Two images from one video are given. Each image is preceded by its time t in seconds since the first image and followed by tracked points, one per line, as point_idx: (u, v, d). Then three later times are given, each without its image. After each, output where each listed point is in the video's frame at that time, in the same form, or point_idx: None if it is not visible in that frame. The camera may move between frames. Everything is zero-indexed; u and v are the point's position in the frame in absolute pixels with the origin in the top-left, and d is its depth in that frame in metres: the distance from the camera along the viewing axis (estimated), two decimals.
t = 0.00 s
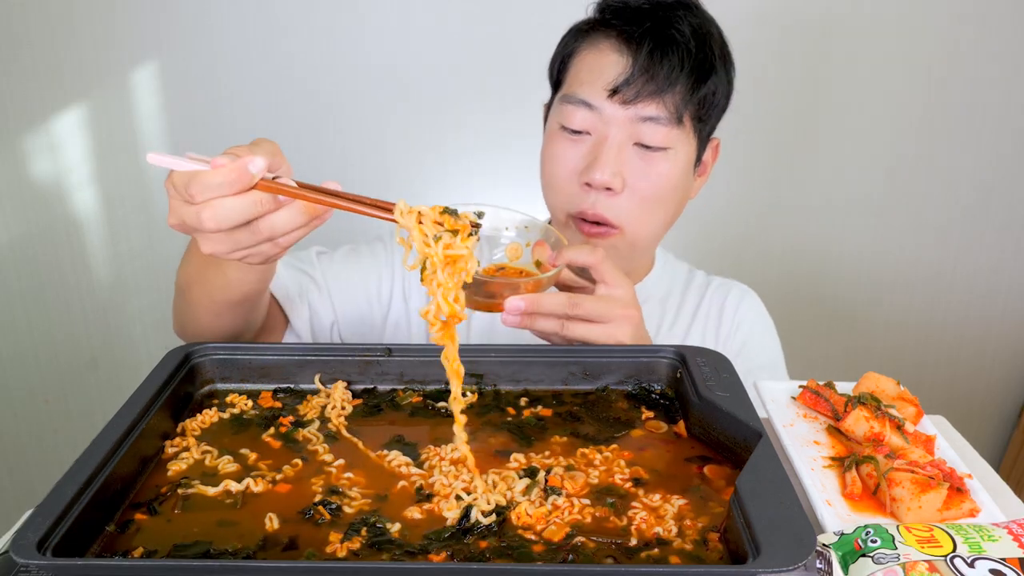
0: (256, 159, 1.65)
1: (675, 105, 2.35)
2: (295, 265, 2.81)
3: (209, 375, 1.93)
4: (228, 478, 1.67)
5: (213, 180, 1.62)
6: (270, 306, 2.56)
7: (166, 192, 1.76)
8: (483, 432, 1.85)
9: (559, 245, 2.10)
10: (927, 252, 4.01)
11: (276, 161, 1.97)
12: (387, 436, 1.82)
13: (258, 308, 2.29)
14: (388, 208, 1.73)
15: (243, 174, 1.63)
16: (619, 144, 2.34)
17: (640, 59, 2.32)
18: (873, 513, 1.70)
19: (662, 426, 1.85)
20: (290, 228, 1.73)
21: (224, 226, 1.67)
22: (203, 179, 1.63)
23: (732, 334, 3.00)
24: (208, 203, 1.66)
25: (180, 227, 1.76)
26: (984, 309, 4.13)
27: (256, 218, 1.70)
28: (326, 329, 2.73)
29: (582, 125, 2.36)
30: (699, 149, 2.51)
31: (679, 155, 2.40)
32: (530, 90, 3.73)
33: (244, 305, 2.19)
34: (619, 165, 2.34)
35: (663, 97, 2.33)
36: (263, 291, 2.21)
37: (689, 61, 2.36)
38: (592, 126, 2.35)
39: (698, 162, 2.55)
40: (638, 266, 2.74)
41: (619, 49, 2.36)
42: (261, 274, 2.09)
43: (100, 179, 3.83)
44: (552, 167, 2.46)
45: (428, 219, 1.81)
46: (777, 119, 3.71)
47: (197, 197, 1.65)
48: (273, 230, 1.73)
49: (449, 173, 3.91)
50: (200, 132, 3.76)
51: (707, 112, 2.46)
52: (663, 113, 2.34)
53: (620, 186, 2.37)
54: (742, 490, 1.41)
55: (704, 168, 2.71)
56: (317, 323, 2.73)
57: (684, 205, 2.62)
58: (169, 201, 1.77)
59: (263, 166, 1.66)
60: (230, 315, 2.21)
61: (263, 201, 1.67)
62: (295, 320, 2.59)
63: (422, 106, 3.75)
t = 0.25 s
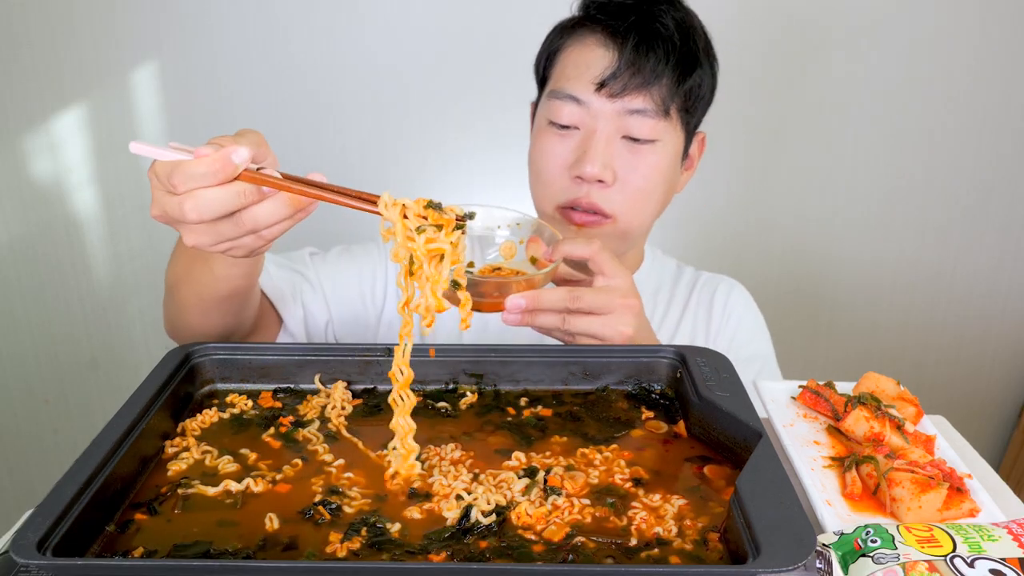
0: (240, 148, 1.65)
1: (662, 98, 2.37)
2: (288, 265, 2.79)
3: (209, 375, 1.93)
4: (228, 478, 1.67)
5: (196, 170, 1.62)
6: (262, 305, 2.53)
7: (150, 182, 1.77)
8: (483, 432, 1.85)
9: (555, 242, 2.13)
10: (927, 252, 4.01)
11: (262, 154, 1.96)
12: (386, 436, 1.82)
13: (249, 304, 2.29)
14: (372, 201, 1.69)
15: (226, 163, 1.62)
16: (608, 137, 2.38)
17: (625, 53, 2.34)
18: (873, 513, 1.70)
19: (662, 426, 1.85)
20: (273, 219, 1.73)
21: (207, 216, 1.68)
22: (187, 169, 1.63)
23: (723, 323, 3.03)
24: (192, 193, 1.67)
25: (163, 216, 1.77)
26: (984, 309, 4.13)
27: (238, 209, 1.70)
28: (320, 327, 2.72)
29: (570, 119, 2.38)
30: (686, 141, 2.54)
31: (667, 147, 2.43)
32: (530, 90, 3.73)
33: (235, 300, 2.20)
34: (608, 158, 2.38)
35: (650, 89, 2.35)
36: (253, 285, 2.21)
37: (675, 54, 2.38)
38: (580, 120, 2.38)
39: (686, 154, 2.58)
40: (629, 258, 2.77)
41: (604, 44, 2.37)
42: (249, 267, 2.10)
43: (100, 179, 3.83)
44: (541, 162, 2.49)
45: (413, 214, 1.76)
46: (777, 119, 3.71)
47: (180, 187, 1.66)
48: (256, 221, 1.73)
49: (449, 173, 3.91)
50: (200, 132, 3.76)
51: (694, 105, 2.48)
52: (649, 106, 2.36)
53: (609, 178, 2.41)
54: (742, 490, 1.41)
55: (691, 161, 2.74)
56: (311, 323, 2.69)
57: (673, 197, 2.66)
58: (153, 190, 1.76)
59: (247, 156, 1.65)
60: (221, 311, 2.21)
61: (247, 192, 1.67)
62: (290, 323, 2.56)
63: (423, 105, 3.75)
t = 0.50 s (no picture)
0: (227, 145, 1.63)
1: (652, 94, 2.38)
2: (281, 267, 2.78)
3: (209, 375, 1.93)
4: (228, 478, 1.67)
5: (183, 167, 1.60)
6: (257, 306, 2.51)
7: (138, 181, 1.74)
8: (483, 432, 1.85)
9: (564, 233, 2.09)
10: (927, 252, 4.01)
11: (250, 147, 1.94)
12: (387, 435, 1.82)
13: (243, 302, 2.27)
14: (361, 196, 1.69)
15: (213, 160, 1.60)
16: (599, 133, 2.37)
17: (615, 49, 2.35)
18: (873, 513, 1.70)
19: (663, 426, 1.85)
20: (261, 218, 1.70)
21: (196, 214, 1.64)
22: (173, 166, 1.60)
23: (716, 319, 3.02)
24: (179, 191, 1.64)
25: (151, 215, 1.74)
26: (984, 309, 4.13)
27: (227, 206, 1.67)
28: (318, 329, 2.72)
29: (561, 117, 2.38)
30: (676, 138, 2.55)
31: (658, 143, 2.43)
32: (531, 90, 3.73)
33: (228, 299, 2.18)
34: (600, 155, 2.37)
35: (640, 85, 2.36)
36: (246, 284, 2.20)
37: (663, 50, 2.39)
38: (571, 117, 2.37)
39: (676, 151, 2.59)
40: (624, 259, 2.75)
41: (594, 41, 2.38)
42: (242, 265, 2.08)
43: (100, 179, 3.83)
44: (532, 161, 2.48)
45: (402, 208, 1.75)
46: (778, 119, 3.71)
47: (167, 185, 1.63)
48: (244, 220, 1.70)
49: (450, 174, 3.91)
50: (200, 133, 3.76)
51: (683, 101, 2.49)
52: (640, 102, 2.37)
53: (601, 176, 2.39)
54: (743, 490, 1.40)
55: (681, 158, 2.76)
56: (308, 325, 2.69)
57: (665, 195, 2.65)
58: (141, 189, 1.73)
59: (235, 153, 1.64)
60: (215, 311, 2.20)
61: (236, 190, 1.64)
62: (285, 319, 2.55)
63: (423, 106, 3.75)
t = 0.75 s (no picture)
0: (225, 105, 1.62)
1: (646, 92, 2.38)
2: (279, 260, 2.80)
3: (210, 375, 1.93)
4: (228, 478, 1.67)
5: (181, 123, 1.57)
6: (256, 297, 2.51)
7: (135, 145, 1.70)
8: (483, 431, 1.85)
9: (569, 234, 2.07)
10: (927, 252, 4.02)
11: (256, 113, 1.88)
12: (387, 435, 1.82)
13: (241, 281, 2.23)
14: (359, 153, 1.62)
15: (211, 116, 1.59)
16: (594, 131, 2.37)
17: (608, 47, 2.35)
18: (873, 513, 1.70)
19: (662, 426, 1.85)
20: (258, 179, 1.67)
21: (193, 173, 1.60)
22: (171, 124, 1.57)
23: (714, 317, 3.02)
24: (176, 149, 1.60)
25: (147, 179, 1.69)
26: (984, 308, 4.13)
27: (224, 167, 1.64)
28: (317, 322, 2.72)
29: (556, 115, 2.38)
30: (672, 135, 2.55)
31: (654, 141, 2.43)
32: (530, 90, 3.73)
33: (224, 281, 2.14)
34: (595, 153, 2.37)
35: (634, 83, 2.36)
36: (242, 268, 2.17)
37: (658, 48, 2.39)
38: (566, 116, 2.38)
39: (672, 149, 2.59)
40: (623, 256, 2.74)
41: (588, 40, 2.38)
42: (240, 243, 2.05)
43: (100, 179, 3.83)
44: (528, 160, 2.48)
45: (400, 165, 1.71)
46: (777, 119, 3.71)
47: (164, 143, 1.59)
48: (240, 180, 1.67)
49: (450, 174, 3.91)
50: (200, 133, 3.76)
51: (678, 99, 2.48)
52: (635, 100, 2.37)
53: (597, 174, 2.39)
54: (743, 490, 1.40)
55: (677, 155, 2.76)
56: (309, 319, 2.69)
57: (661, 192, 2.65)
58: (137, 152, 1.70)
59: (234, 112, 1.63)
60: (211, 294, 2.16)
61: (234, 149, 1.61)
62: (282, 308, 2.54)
63: (424, 106, 3.75)
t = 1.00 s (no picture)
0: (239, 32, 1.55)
1: (646, 94, 2.38)
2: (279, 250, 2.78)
3: (210, 375, 1.93)
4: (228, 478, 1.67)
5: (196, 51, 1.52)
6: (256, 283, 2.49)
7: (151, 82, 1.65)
8: (483, 431, 1.85)
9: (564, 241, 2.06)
10: (927, 252, 4.02)
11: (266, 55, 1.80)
12: (386, 436, 1.82)
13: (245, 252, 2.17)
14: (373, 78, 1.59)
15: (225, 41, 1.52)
16: (594, 133, 2.37)
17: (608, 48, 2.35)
18: (873, 513, 1.70)
19: (662, 426, 1.85)
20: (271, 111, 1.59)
21: (205, 98, 1.53)
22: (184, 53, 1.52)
23: (715, 318, 3.02)
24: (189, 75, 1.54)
25: (159, 113, 1.62)
26: (984, 309, 4.13)
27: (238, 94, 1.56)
28: (318, 313, 2.68)
29: (555, 116, 2.38)
30: (671, 137, 2.55)
31: (653, 142, 2.43)
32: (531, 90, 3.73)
33: (229, 248, 2.08)
34: (594, 154, 2.37)
35: (633, 85, 2.36)
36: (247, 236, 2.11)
37: (658, 50, 2.39)
38: (565, 117, 2.38)
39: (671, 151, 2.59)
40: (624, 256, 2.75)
41: (588, 41, 2.38)
42: (247, 200, 2.01)
43: (100, 178, 3.83)
44: (528, 161, 2.48)
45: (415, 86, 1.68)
46: (777, 119, 3.71)
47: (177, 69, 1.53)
48: (252, 112, 1.58)
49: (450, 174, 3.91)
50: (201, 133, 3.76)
51: (678, 100, 2.48)
52: (635, 101, 2.37)
53: (596, 175, 2.39)
54: (743, 490, 1.40)
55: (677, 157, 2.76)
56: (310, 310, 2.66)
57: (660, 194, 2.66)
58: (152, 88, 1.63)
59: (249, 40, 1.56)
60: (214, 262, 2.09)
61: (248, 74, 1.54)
62: (283, 294, 2.50)
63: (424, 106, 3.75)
